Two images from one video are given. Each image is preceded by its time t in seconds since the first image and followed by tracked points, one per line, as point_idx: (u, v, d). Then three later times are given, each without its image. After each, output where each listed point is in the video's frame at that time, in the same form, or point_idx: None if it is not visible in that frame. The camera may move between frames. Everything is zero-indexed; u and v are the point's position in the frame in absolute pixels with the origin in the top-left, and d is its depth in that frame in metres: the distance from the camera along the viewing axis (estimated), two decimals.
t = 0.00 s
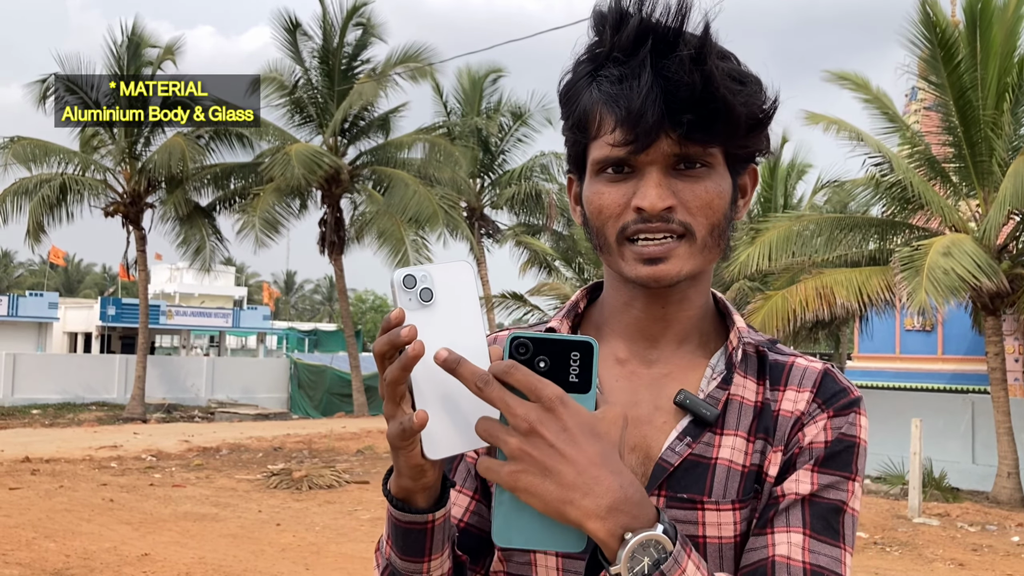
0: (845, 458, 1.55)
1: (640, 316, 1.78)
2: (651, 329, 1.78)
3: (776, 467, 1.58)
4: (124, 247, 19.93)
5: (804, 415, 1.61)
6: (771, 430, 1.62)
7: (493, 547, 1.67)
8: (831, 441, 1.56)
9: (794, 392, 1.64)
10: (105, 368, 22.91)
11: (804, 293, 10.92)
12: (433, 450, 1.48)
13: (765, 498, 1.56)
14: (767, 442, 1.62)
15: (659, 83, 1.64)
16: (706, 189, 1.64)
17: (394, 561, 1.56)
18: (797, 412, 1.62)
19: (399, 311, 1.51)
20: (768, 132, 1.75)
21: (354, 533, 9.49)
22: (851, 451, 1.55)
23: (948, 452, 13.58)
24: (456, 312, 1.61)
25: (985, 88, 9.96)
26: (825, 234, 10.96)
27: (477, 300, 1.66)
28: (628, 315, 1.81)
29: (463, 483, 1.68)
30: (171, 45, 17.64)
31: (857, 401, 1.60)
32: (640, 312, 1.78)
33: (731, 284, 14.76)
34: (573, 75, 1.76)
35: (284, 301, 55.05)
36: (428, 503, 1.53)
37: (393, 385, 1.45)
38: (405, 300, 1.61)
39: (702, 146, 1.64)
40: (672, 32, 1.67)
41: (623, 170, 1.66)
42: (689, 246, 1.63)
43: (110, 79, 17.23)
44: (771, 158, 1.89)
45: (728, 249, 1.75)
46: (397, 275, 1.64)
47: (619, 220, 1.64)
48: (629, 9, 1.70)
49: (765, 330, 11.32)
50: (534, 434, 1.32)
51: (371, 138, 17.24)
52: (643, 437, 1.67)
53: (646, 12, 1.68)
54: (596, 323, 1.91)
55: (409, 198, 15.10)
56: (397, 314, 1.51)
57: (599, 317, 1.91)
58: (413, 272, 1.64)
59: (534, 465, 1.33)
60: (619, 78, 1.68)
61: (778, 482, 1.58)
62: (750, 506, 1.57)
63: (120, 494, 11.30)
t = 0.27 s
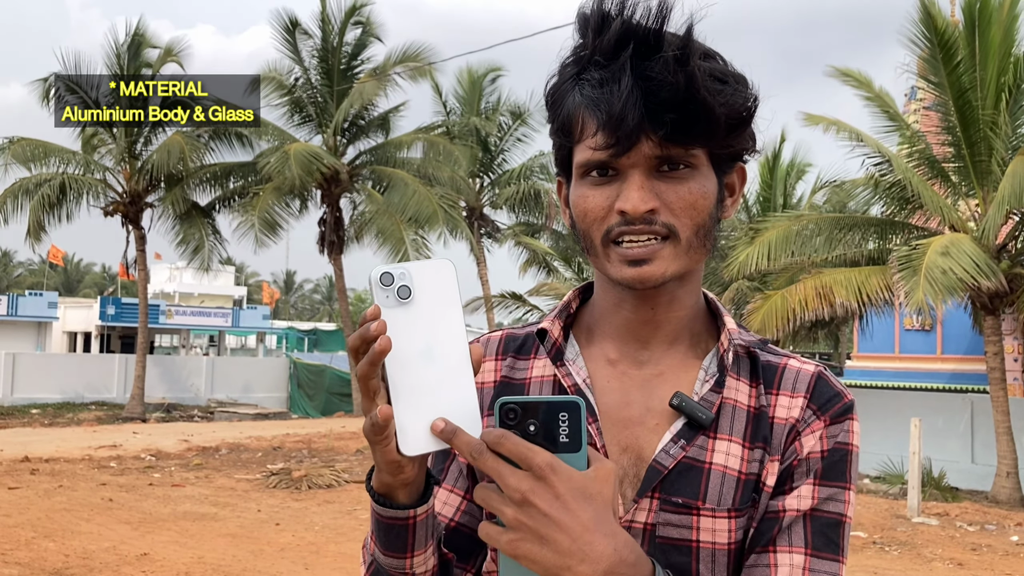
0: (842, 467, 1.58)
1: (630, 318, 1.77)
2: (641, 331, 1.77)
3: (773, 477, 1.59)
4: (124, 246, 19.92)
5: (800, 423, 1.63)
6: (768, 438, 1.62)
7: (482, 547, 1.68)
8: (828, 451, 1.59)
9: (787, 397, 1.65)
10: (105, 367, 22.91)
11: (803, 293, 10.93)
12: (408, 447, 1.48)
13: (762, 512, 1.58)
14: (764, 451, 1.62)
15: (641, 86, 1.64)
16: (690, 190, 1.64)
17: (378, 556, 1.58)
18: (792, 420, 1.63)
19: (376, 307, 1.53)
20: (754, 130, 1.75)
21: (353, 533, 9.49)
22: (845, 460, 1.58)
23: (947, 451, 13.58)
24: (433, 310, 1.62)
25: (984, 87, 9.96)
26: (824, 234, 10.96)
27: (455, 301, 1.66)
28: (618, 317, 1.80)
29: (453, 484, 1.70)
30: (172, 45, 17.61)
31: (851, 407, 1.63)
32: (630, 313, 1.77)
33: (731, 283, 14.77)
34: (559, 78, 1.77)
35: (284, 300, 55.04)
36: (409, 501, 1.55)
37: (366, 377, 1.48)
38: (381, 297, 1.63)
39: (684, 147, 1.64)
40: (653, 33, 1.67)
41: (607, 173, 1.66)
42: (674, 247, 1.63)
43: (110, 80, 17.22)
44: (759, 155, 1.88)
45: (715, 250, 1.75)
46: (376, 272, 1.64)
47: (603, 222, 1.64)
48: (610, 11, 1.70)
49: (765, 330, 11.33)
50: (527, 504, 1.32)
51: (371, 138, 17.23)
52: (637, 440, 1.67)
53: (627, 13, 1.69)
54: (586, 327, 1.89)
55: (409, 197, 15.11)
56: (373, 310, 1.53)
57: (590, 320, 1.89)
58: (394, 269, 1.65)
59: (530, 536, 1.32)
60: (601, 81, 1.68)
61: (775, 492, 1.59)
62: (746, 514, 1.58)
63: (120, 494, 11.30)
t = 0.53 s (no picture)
0: (833, 465, 1.60)
1: (620, 317, 1.76)
2: (633, 331, 1.76)
3: (766, 475, 1.60)
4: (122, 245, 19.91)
5: (792, 420, 1.63)
6: (762, 435, 1.62)
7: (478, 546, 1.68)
8: (820, 449, 1.60)
9: (780, 395, 1.65)
10: (103, 366, 22.89)
11: (802, 292, 10.93)
12: (415, 456, 1.48)
13: (757, 510, 1.59)
14: (757, 449, 1.61)
15: (630, 87, 1.63)
16: (680, 191, 1.63)
17: (382, 565, 1.56)
18: (784, 418, 1.64)
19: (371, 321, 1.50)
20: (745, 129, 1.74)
21: (351, 533, 9.48)
22: (836, 456, 1.60)
23: (945, 451, 13.59)
24: (426, 315, 1.61)
25: (982, 87, 9.97)
26: (823, 233, 10.97)
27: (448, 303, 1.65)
28: (609, 316, 1.78)
29: (448, 487, 1.69)
30: (171, 46, 17.58)
31: (841, 404, 1.64)
32: (621, 313, 1.76)
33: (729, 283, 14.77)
34: (550, 77, 1.76)
35: (282, 300, 55.04)
36: (414, 510, 1.53)
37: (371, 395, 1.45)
38: (374, 307, 1.61)
39: (675, 147, 1.63)
40: (643, 33, 1.66)
41: (597, 173, 1.66)
42: (663, 247, 1.62)
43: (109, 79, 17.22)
44: (753, 154, 1.87)
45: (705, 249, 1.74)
46: (366, 283, 1.62)
47: (594, 222, 1.64)
48: (601, 9, 1.69)
49: (763, 329, 11.32)
50: (544, 482, 1.31)
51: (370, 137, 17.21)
52: (630, 439, 1.66)
53: (618, 13, 1.67)
54: (578, 326, 1.87)
55: (407, 197, 15.10)
56: (368, 324, 1.49)
57: (581, 318, 1.88)
58: (384, 278, 1.63)
59: (545, 516, 1.32)
60: (591, 81, 1.68)
61: (767, 490, 1.60)
62: (740, 512, 1.58)
63: (118, 493, 11.30)
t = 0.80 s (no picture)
0: (814, 458, 1.59)
1: (603, 316, 1.76)
2: (615, 330, 1.76)
3: (748, 468, 1.59)
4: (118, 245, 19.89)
5: (773, 414, 1.64)
6: (743, 430, 1.63)
7: (462, 548, 1.68)
8: (801, 442, 1.60)
9: (761, 389, 1.66)
10: (99, 366, 22.86)
11: (798, 292, 10.93)
12: (399, 451, 1.47)
13: (739, 502, 1.58)
14: (740, 442, 1.62)
15: (629, 86, 1.63)
16: (669, 195, 1.63)
17: (366, 562, 1.55)
18: (766, 411, 1.64)
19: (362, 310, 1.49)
20: (738, 138, 1.74)
21: (346, 533, 9.47)
22: (818, 449, 1.60)
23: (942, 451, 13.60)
24: (422, 311, 1.61)
25: (977, 88, 9.99)
26: (819, 234, 11.00)
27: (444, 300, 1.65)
28: (593, 315, 1.78)
29: (434, 486, 1.69)
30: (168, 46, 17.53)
31: (821, 398, 1.65)
32: (604, 312, 1.76)
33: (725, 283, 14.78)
34: (550, 69, 1.76)
35: (279, 300, 55.00)
36: (399, 506, 1.52)
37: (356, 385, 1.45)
38: (369, 300, 1.62)
39: (667, 151, 1.63)
40: (647, 35, 1.66)
41: (589, 170, 1.65)
42: (648, 250, 1.62)
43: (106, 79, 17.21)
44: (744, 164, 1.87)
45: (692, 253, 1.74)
46: (361, 276, 1.62)
47: (583, 219, 1.63)
48: (605, 8, 1.68)
49: (759, 329, 11.33)
50: (513, 474, 1.31)
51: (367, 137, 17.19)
52: (615, 437, 1.66)
53: (622, 13, 1.67)
54: (561, 323, 1.87)
55: (404, 196, 15.08)
56: (359, 313, 1.49)
57: (565, 318, 1.88)
58: (380, 272, 1.64)
59: (515, 506, 1.31)
60: (590, 77, 1.67)
61: (750, 482, 1.59)
62: (722, 505, 1.58)
63: (113, 493, 11.28)
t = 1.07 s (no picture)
0: (806, 469, 1.60)
1: (585, 318, 1.75)
2: (597, 333, 1.75)
3: (738, 478, 1.58)
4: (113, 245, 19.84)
5: (760, 422, 1.63)
6: (731, 438, 1.61)
7: (443, 551, 1.68)
8: (793, 454, 1.60)
9: (747, 395, 1.65)
10: (94, 366, 22.80)
11: (793, 292, 10.93)
12: (358, 461, 1.45)
13: (731, 518, 1.58)
14: (728, 451, 1.60)
15: (596, 85, 1.63)
16: (644, 191, 1.62)
17: (336, 569, 1.55)
18: (752, 419, 1.63)
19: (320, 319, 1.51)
20: (709, 130, 1.73)
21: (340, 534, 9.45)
22: (808, 459, 1.60)
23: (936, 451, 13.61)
24: (381, 318, 1.62)
25: (971, 88, 10.00)
26: (814, 233, 11.00)
27: (406, 306, 1.65)
28: (574, 318, 1.77)
29: (411, 492, 1.68)
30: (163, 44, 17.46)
31: (808, 406, 1.65)
32: (586, 314, 1.75)
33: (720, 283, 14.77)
34: (518, 74, 1.76)
35: (275, 300, 54.92)
36: (366, 515, 1.52)
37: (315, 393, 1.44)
38: (326, 309, 1.62)
39: (640, 147, 1.62)
40: (610, 32, 1.66)
41: (563, 171, 1.65)
42: (627, 247, 1.61)
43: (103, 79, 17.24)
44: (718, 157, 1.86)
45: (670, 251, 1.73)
46: (317, 284, 1.63)
47: (560, 221, 1.62)
48: (568, 8, 1.69)
49: (754, 329, 11.32)
50: (503, 550, 1.35)
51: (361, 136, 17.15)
52: (597, 441, 1.65)
53: (586, 12, 1.67)
54: (543, 328, 1.86)
55: (399, 196, 15.03)
56: (315, 323, 1.50)
57: (547, 322, 1.86)
58: (337, 279, 1.64)
59: None
60: (558, 78, 1.67)
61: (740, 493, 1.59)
62: (711, 515, 1.57)
63: (106, 494, 11.24)
